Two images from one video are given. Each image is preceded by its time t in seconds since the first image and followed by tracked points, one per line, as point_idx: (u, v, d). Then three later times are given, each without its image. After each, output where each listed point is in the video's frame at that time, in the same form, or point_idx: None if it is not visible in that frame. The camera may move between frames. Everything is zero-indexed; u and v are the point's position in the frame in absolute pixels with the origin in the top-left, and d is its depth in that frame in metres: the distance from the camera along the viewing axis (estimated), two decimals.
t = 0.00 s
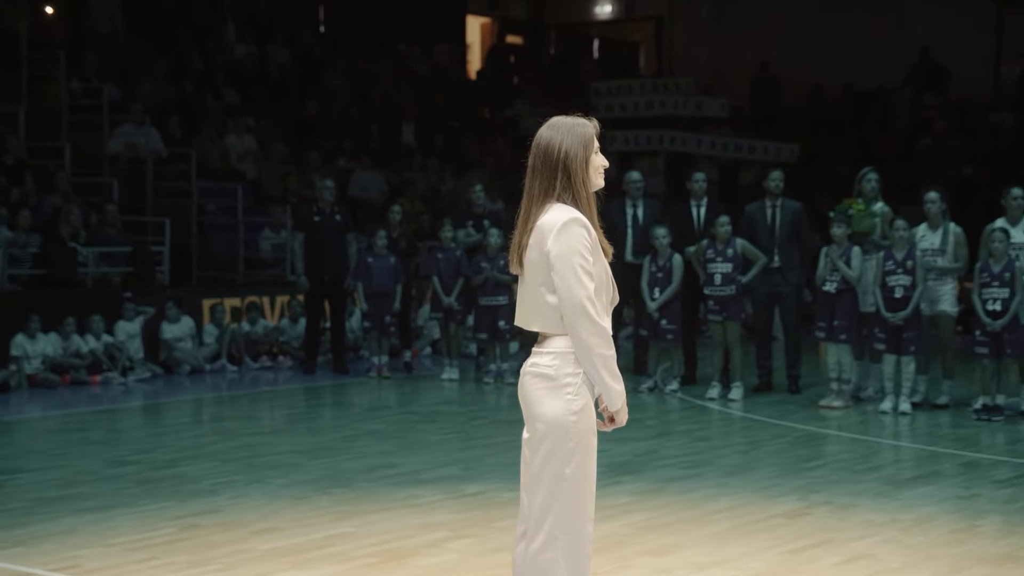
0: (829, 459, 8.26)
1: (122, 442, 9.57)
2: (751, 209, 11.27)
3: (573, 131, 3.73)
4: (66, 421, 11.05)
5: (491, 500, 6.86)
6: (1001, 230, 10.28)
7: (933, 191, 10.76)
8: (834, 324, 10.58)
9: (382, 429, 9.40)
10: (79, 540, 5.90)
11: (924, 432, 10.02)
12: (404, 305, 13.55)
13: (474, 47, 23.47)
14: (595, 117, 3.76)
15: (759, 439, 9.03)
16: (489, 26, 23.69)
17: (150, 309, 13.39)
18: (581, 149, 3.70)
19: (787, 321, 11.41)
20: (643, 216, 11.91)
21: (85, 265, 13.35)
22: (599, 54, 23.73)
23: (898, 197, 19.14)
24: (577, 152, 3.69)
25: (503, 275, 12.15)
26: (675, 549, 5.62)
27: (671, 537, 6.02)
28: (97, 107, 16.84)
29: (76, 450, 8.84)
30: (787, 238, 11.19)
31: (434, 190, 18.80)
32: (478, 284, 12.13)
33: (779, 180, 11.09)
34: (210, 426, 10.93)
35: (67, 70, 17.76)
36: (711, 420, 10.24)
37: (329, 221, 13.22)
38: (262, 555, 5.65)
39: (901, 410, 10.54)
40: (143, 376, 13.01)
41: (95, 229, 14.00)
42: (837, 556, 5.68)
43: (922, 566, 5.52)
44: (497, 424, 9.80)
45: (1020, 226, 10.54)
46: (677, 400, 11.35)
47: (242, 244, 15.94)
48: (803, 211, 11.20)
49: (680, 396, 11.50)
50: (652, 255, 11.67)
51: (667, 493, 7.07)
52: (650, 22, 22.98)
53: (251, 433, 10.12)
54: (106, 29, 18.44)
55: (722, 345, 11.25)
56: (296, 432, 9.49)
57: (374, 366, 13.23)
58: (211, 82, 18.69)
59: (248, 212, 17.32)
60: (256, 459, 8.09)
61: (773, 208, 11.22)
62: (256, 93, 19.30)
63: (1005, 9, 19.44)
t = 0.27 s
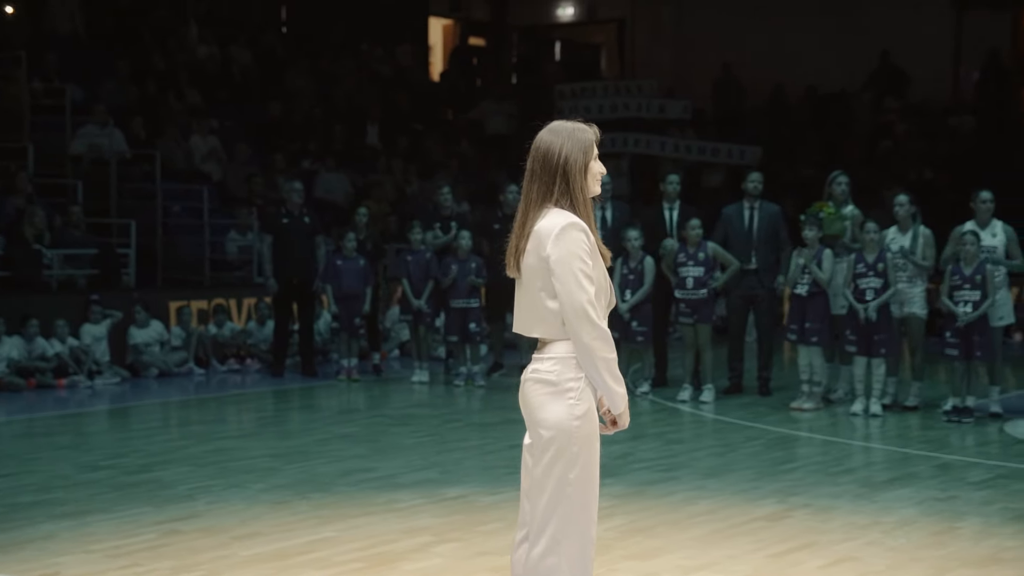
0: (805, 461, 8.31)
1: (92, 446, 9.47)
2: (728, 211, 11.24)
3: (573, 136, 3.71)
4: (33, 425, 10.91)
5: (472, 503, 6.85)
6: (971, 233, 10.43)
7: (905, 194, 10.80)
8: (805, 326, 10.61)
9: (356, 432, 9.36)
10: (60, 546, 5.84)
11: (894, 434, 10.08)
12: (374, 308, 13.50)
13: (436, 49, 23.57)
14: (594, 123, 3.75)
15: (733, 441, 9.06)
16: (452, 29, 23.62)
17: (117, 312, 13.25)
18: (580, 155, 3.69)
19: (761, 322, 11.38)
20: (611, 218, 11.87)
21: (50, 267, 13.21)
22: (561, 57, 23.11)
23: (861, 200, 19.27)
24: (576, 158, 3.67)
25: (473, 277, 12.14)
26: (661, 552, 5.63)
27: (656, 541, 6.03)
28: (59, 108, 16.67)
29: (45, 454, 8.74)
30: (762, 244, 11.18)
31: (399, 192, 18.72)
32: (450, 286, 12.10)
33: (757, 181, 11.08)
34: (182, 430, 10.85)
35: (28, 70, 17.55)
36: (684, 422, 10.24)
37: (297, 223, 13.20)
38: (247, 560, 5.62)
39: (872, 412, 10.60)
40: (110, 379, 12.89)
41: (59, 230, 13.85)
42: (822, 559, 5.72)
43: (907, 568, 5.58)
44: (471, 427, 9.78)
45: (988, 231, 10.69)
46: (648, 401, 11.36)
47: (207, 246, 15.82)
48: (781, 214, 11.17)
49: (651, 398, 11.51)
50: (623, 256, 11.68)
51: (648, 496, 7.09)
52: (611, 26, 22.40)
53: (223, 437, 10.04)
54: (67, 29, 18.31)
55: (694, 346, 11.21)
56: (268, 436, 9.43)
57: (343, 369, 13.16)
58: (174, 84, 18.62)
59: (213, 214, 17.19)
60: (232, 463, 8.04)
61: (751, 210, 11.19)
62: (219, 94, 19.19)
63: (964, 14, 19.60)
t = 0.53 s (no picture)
0: (772, 463, 8.34)
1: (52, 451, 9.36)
2: (697, 213, 11.39)
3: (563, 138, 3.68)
4: None
5: (445, 507, 6.83)
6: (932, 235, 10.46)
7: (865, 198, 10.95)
8: (768, 327, 10.64)
9: (321, 436, 9.30)
10: (30, 553, 5.76)
11: (855, 435, 10.15)
12: (333, 309, 13.44)
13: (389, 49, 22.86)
14: (584, 124, 3.72)
15: (699, 442, 9.08)
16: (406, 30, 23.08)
17: (73, 316, 13.08)
18: (570, 156, 3.66)
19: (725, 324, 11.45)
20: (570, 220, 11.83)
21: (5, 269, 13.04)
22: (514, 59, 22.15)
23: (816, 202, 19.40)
24: (567, 160, 3.65)
25: (438, 278, 12.02)
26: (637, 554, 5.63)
27: (631, 544, 6.04)
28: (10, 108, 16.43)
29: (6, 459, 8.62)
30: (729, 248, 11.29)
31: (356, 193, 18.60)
32: (413, 288, 11.99)
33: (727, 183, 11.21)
34: (143, 434, 10.74)
35: None
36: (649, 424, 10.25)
37: (257, 225, 13.11)
38: (223, 565, 5.57)
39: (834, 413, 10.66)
40: (67, 383, 12.74)
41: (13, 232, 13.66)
42: (798, 561, 5.75)
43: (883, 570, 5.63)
44: (436, 430, 9.75)
45: (945, 232, 10.75)
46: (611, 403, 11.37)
47: (163, 248, 15.65)
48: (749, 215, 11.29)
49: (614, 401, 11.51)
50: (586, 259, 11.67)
51: (619, 500, 7.10)
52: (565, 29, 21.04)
53: (185, 441, 9.94)
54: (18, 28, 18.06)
55: (656, 348, 11.21)
56: (232, 439, 9.36)
57: (303, 371, 13.08)
58: (128, 83, 18.29)
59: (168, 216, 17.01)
60: (198, 467, 7.96)
61: (720, 211, 11.33)
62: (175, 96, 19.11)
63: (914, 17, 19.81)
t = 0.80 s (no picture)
0: (733, 462, 8.37)
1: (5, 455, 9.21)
2: (657, 214, 11.36)
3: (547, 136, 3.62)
4: None
5: (410, 509, 6.78)
6: (887, 235, 10.50)
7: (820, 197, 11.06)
8: (726, 328, 10.66)
9: (279, 438, 9.22)
10: None
11: (812, 435, 10.20)
12: (287, 310, 13.35)
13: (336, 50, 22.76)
14: (569, 123, 3.66)
15: (661, 442, 9.10)
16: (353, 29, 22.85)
17: (21, 320, 12.88)
18: (556, 155, 3.59)
19: (684, 326, 11.51)
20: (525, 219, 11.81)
21: None
22: (462, 59, 22.23)
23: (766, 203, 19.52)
24: (553, 158, 3.58)
25: (397, 278, 11.87)
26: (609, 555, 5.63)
27: (601, 545, 6.02)
28: None
29: None
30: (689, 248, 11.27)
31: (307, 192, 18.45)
32: (372, 288, 11.84)
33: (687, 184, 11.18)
34: (98, 437, 10.60)
35: None
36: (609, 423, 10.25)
37: (209, 225, 12.98)
38: (190, 570, 5.49)
39: (792, 413, 10.71)
40: (16, 385, 12.53)
41: None
42: (769, 561, 5.76)
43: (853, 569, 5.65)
44: (396, 432, 9.69)
45: (899, 233, 10.76)
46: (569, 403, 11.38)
47: (113, 249, 15.44)
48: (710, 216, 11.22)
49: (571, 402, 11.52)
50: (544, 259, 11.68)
51: (585, 501, 7.08)
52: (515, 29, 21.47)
53: (140, 444, 9.82)
54: None
55: (614, 350, 11.24)
56: (189, 442, 9.25)
57: (258, 373, 12.96)
58: (73, 82, 17.96)
59: (116, 217, 16.77)
60: (157, 470, 7.86)
61: (680, 212, 11.28)
62: (122, 94, 18.81)
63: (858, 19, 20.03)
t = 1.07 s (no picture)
0: (695, 462, 8.37)
1: None
2: (617, 213, 11.38)
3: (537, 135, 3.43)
4: None
5: (376, 512, 6.71)
6: (842, 235, 10.50)
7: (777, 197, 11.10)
8: (684, 328, 10.73)
9: (235, 440, 9.10)
10: None
11: (769, 434, 10.22)
12: (238, 311, 13.22)
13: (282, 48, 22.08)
14: (560, 121, 3.48)
15: (621, 442, 9.09)
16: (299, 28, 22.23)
17: None
18: (546, 154, 3.40)
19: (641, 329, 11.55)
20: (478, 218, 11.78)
21: None
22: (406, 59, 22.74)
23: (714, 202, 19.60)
24: (543, 156, 3.39)
25: (354, 278, 11.73)
26: (582, 557, 5.60)
27: (571, 547, 5.99)
28: None
29: None
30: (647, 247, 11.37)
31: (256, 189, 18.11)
32: (331, 288, 11.68)
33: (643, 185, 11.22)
34: (48, 440, 10.42)
35: None
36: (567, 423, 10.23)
37: (160, 225, 12.80)
38: None
39: (749, 412, 10.72)
40: None
41: None
42: (740, 562, 5.76)
43: (824, 569, 5.66)
44: (354, 433, 9.61)
45: (853, 232, 10.80)
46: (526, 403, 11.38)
47: (58, 250, 15.18)
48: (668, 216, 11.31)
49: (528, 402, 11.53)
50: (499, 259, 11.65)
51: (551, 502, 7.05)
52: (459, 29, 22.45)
53: (93, 447, 9.66)
54: None
55: (571, 350, 11.24)
56: (144, 445, 9.12)
57: (209, 375, 12.81)
58: (16, 79, 17.60)
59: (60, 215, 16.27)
60: (114, 474, 7.72)
61: (638, 213, 11.35)
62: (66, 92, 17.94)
63: (803, 21, 20.24)
